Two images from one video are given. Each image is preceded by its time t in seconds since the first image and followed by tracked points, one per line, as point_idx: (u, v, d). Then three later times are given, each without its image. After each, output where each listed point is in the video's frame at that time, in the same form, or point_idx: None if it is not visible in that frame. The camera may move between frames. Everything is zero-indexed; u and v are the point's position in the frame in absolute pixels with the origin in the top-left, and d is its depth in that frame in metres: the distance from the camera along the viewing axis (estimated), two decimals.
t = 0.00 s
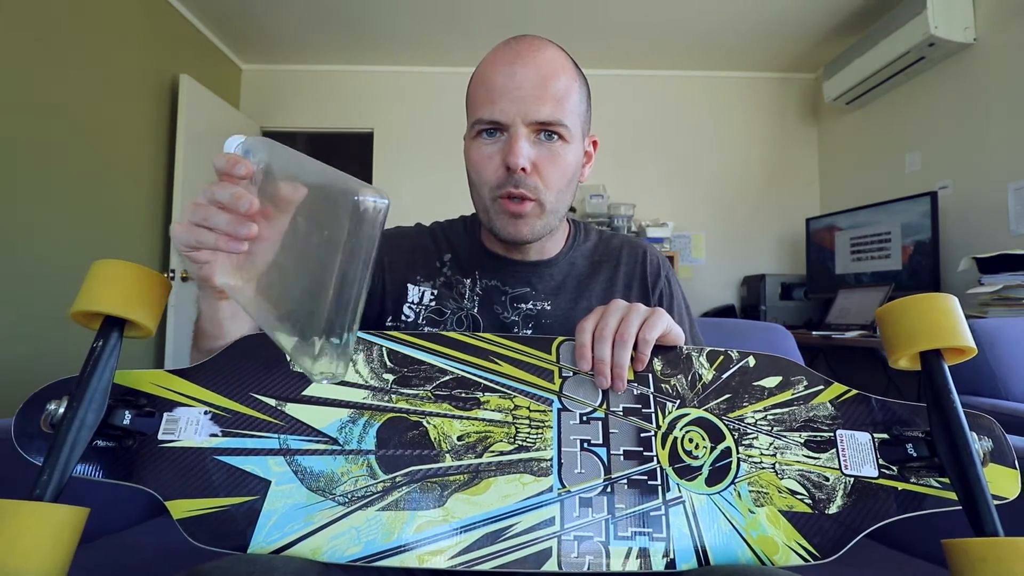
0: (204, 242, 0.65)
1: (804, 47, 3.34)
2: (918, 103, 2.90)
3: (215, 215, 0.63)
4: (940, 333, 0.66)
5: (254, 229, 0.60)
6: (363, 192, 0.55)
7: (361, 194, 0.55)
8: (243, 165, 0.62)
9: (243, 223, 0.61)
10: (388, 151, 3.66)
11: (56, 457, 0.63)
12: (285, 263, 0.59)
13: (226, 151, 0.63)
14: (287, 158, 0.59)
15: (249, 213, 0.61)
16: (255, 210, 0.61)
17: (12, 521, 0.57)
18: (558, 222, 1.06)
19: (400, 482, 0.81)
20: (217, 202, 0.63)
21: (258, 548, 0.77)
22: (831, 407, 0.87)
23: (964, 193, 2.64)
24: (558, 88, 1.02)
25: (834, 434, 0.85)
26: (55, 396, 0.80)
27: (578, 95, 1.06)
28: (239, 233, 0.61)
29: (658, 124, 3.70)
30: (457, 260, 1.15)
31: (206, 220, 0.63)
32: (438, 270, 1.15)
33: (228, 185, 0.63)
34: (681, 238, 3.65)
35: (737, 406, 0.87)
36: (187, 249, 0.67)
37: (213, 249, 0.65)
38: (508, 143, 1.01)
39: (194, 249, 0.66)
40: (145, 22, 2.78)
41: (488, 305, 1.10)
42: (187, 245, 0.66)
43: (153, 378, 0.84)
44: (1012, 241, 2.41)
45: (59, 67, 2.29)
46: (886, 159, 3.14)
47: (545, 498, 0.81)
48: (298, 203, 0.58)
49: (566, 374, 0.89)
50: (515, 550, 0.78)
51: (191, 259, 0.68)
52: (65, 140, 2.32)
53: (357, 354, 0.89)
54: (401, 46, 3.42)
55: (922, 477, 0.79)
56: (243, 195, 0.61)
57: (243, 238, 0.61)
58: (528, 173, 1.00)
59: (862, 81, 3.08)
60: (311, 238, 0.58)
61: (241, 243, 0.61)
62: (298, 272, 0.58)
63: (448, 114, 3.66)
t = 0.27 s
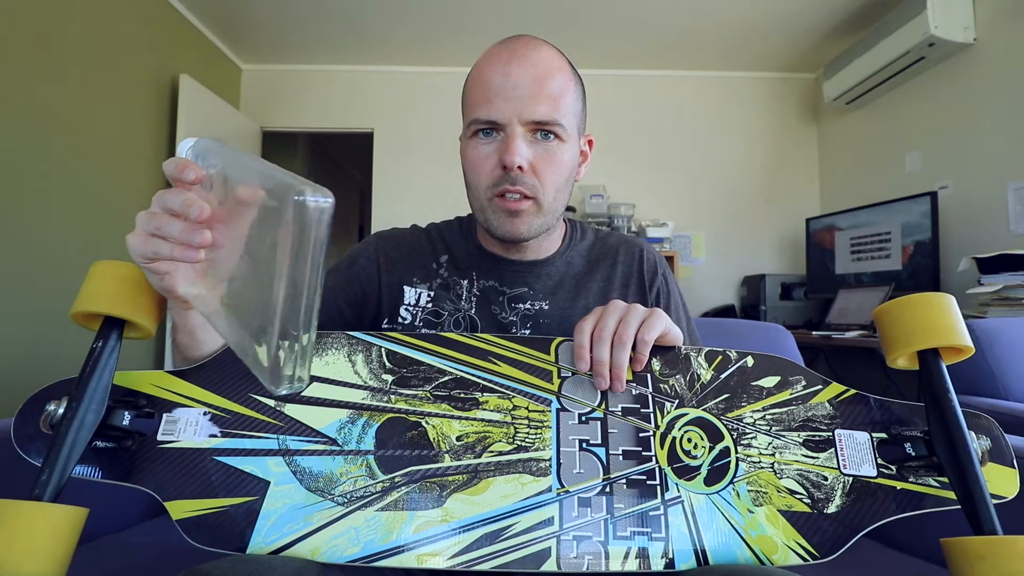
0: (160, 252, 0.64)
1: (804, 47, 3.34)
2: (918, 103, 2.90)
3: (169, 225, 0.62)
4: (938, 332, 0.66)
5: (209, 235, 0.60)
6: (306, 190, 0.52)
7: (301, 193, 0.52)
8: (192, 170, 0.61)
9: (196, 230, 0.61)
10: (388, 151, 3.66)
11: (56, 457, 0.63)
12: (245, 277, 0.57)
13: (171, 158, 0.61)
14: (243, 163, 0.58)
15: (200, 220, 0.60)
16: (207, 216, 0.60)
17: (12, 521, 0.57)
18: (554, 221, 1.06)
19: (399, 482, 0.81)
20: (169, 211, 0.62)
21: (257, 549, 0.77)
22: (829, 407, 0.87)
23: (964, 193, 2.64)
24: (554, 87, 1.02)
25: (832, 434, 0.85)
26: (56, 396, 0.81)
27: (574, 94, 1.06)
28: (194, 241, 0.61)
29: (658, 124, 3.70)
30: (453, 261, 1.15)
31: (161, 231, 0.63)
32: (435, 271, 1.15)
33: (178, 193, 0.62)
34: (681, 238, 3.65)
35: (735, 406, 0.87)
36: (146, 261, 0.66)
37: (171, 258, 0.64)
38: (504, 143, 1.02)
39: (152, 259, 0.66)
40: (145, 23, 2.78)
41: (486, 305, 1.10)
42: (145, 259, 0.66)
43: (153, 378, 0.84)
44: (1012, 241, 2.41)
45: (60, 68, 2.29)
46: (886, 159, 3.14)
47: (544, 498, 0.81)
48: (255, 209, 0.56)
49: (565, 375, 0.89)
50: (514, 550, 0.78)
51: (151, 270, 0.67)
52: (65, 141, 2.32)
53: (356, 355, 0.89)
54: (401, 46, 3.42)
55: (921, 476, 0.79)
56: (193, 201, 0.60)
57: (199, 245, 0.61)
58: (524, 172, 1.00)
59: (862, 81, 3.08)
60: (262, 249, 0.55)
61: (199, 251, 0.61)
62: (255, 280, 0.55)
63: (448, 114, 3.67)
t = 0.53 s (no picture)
0: (234, 210, 0.81)
1: (804, 47, 3.34)
2: (918, 103, 2.90)
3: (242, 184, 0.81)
4: (937, 332, 0.66)
5: (285, 187, 0.82)
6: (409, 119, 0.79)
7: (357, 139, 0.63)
8: (260, 133, 0.79)
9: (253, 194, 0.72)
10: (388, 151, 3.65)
11: (56, 456, 0.63)
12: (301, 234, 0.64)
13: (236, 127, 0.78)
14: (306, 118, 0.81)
15: (276, 173, 0.81)
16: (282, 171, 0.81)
17: (12, 521, 0.57)
18: (551, 226, 1.07)
19: (399, 482, 0.81)
20: (240, 171, 0.80)
21: (256, 548, 0.77)
22: (829, 407, 0.87)
23: (964, 193, 2.64)
24: (552, 94, 1.02)
25: (832, 434, 0.85)
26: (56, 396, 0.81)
27: (572, 99, 1.06)
28: (272, 192, 0.81)
29: (658, 124, 3.70)
30: (453, 260, 1.15)
31: (237, 190, 0.81)
32: (435, 270, 1.15)
33: (246, 155, 0.80)
34: (681, 238, 3.65)
35: (735, 406, 0.87)
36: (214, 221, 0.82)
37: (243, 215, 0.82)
38: (502, 150, 1.01)
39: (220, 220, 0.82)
40: (145, 22, 2.78)
41: (486, 305, 1.10)
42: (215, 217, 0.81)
43: (153, 378, 0.84)
44: (1012, 241, 2.41)
45: (60, 68, 2.29)
46: (886, 159, 3.14)
47: (544, 498, 0.81)
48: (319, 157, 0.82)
49: (565, 374, 0.89)
50: (514, 551, 0.78)
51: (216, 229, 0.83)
52: (65, 141, 2.32)
53: (356, 354, 0.89)
54: (401, 46, 3.42)
55: (921, 477, 0.79)
56: (267, 159, 0.80)
57: (276, 195, 0.81)
58: (521, 181, 1.01)
59: (862, 81, 3.08)
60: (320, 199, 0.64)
61: (274, 200, 0.81)
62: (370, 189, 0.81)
63: (448, 114, 3.66)
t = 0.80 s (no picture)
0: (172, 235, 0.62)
1: (804, 47, 3.34)
2: (918, 103, 2.90)
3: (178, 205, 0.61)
4: (938, 333, 0.66)
5: (231, 211, 0.60)
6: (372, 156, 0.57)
7: (365, 159, 0.57)
8: (205, 143, 0.59)
9: (218, 206, 0.60)
10: (388, 151, 3.66)
11: (56, 456, 0.63)
12: (297, 250, 0.61)
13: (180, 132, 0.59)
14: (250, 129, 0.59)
15: (222, 194, 0.60)
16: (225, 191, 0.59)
17: (13, 521, 0.57)
18: (551, 223, 1.06)
19: (399, 482, 0.81)
20: (178, 191, 0.60)
21: (257, 548, 0.77)
22: (829, 407, 0.87)
23: (964, 193, 2.64)
24: (551, 90, 1.02)
25: (832, 434, 0.85)
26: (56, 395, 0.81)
27: (572, 97, 1.06)
28: (215, 218, 0.60)
29: (658, 124, 3.70)
30: (454, 262, 1.15)
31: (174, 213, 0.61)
32: (435, 272, 1.15)
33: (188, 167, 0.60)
34: (681, 238, 3.65)
35: (736, 406, 0.87)
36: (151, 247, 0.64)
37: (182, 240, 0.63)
38: (500, 146, 1.01)
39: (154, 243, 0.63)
40: (145, 22, 2.78)
41: (487, 307, 1.10)
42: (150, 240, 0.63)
43: (153, 378, 0.83)
44: (1012, 241, 2.41)
45: (60, 67, 2.29)
46: (886, 159, 3.14)
47: (544, 498, 0.81)
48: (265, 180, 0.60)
49: (565, 374, 0.89)
50: (514, 550, 0.78)
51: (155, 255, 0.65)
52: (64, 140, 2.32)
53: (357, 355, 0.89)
54: (401, 46, 3.42)
55: (922, 477, 0.79)
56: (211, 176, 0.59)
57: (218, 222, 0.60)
58: (519, 177, 1.00)
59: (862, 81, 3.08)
60: (318, 216, 0.60)
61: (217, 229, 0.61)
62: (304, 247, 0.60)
63: (448, 113, 3.66)
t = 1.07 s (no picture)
0: (188, 245, 0.62)
1: (804, 47, 3.34)
2: (918, 103, 2.90)
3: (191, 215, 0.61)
4: (939, 333, 0.66)
5: (241, 218, 0.60)
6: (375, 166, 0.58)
7: (369, 170, 0.58)
8: (207, 152, 0.58)
9: (229, 215, 0.60)
10: (388, 151, 3.66)
11: (53, 458, 0.63)
12: (304, 253, 0.62)
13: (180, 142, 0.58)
14: (253, 135, 0.60)
15: (230, 203, 0.59)
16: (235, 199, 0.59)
17: (10, 523, 0.57)
18: (548, 222, 1.06)
19: (399, 483, 0.81)
20: (190, 201, 0.60)
21: (255, 550, 0.77)
22: (830, 407, 0.86)
23: (964, 193, 2.64)
24: (545, 88, 1.02)
25: (833, 434, 0.85)
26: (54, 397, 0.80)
27: (567, 94, 1.06)
28: (227, 227, 0.60)
29: (659, 124, 3.70)
30: (452, 262, 1.15)
31: (185, 223, 0.61)
32: (434, 272, 1.15)
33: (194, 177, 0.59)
34: (681, 238, 3.65)
35: (736, 407, 0.87)
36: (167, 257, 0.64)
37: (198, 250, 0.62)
38: (495, 145, 1.01)
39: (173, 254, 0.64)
40: (145, 22, 2.77)
41: (485, 308, 1.10)
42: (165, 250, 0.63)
43: (151, 379, 0.84)
44: (1012, 241, 2.40)
45: (59, 68, 2.29)
46: (886, 159, 3.13)
47: (543, 499, 0.81)
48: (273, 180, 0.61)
49: (565, 375, 0.88)
50: (513, 552, 0.78)
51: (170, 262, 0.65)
52: (64, 141, 2.32)
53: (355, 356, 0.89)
54: (401, 46, 3.42)
55: (922, 477, 0.79)
56: (219, 185, 0.59)
57: (232, 231, 0.60)
58: (514, 176, 1.00)
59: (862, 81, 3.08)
60: (327, 229, 0.61)
61: (231, 237, 0.61)
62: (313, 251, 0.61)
63: (448, 113, 3.66)
